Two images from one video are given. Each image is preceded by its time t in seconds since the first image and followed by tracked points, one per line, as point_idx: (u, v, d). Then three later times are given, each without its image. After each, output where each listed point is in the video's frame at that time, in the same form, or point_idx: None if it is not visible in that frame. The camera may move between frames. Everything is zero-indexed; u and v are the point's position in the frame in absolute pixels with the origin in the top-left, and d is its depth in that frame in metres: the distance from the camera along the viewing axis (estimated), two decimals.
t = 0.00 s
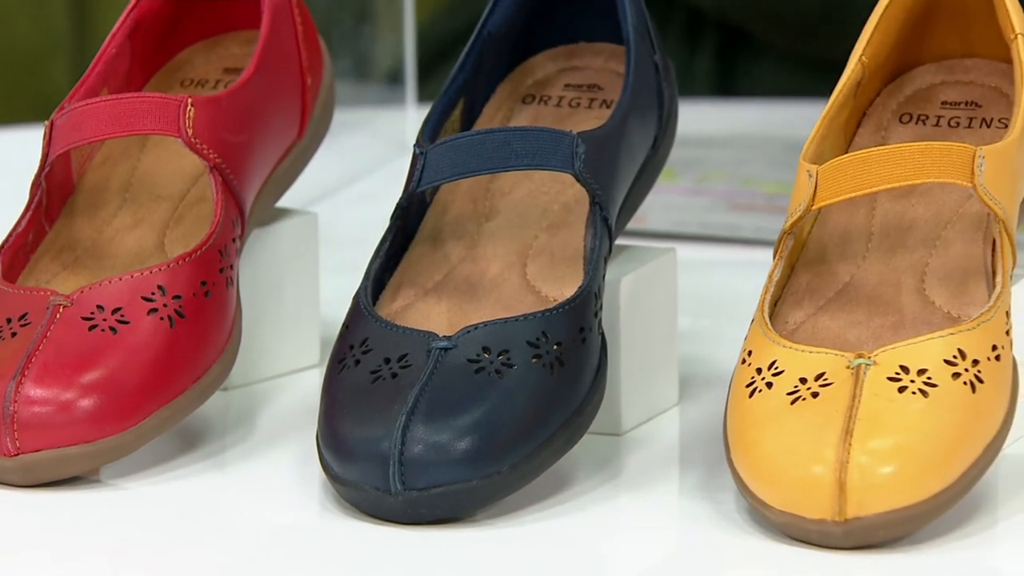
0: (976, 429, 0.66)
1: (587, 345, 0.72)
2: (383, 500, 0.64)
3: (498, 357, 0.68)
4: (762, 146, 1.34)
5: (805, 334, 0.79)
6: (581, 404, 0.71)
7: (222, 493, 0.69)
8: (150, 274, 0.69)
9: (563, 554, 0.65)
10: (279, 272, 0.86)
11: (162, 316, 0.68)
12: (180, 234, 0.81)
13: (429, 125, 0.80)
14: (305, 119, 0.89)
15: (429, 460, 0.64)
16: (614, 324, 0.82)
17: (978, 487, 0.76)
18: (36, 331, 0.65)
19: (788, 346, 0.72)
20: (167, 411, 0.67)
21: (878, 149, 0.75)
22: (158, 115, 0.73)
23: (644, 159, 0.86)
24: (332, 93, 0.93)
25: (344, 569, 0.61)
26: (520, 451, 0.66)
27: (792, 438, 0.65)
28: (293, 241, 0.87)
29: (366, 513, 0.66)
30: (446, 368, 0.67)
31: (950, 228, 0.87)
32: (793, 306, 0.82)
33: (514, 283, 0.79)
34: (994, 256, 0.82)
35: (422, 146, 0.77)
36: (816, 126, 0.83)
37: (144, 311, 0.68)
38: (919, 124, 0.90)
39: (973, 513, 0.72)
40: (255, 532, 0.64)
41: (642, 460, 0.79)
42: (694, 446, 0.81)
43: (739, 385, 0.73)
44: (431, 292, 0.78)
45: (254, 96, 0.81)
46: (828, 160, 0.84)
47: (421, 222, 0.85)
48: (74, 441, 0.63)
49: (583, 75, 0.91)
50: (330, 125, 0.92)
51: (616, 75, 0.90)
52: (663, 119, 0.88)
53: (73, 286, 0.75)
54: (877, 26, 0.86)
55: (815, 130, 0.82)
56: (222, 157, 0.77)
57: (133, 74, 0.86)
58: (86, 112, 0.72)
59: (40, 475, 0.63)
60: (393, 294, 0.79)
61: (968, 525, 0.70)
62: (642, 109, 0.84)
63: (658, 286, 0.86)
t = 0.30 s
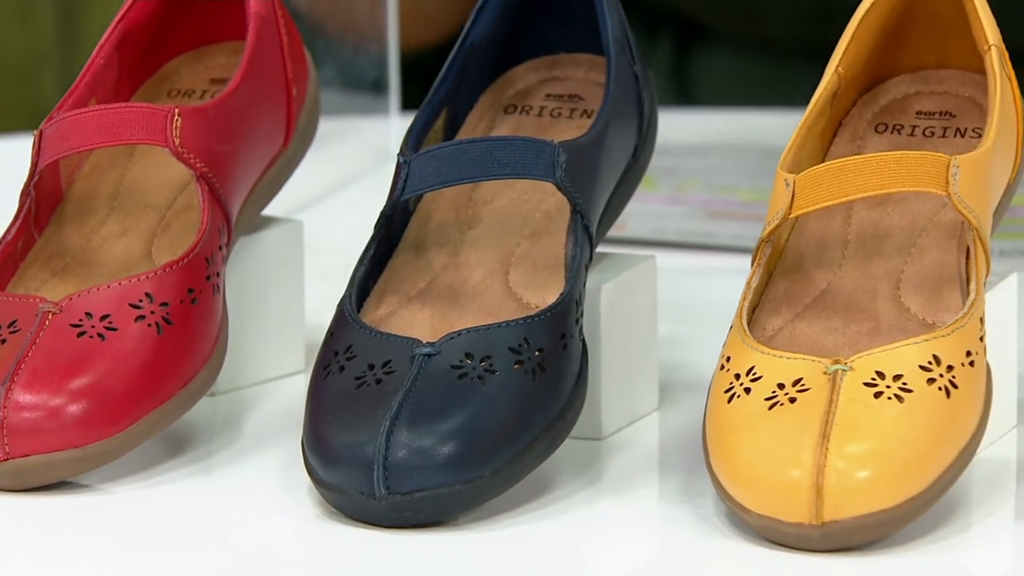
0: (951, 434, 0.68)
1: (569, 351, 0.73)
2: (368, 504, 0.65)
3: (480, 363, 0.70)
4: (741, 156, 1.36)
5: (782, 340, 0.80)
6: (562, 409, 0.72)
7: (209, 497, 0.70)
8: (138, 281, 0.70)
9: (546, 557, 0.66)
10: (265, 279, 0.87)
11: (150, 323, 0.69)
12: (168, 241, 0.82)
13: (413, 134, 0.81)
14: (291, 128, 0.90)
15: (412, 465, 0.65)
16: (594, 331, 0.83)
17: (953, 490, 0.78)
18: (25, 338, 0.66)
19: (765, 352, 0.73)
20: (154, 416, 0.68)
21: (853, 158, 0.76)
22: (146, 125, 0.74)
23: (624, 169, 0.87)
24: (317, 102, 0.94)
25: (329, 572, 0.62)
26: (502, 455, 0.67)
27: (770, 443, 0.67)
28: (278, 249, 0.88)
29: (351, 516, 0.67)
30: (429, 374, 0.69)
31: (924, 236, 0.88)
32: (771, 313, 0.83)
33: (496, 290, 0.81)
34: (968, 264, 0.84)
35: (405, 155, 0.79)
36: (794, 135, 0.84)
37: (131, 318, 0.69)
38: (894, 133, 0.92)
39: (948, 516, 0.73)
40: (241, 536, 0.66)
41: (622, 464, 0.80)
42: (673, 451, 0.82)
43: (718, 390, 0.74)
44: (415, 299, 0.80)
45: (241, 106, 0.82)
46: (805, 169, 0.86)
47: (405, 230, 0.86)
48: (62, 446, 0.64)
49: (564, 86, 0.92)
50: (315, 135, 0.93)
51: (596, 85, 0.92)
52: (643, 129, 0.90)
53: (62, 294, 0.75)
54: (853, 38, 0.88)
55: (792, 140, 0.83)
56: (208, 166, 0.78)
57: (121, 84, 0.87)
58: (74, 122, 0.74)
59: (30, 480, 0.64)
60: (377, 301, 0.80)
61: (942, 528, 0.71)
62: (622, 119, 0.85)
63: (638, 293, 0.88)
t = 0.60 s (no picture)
0: (926, 439, 0.69)
1: (552, 357, 0.75)
2: (354, 507, 0.67)
3: (465, 369, 0.71)
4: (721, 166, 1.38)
5: (761, 346, 0.82)
6: (545, 415, 0.74)
7: (199, 502, 0.71)
8: (128, 289, 0.72)
9: (531, 561, 0.68)
10: (254, 287, 0.88)
11: (141, 330, 0.70)
12: (158, 250, 0.83)
13: (398, 145, 0.83)
14: (278, 139, 0.91)
15: (398, 469, 0.66)
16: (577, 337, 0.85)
17: (928, 494, 0.79)
18: (18, 344, 0.68)
19: (745, 358, 0.75)
20: (145, 421, 0.69)
21: (830, 169, 0.78)
22: (136, 135, 0.75)
23: (606, 178, 0.89)
24: (304, 113, 0.95)
25: None
26: (486, 460, 0.69)
27: (748, 447, 0.68)
28: (266, 257, 0.90)
29: (337, 520, 0.69)
30: (415, 380, 0.70)
31: (900, 244, 0.90)
32: (750, 320, 0.85)
33: (481, 297, 0.82)
34: (943, 273, 0.86)
35: (391, 165, 0.80)
36: (772, 146, 0.86)
37: (122, 325, 0.70)
38: (870, 144, 0.94)
39: (923, 519, 0.75)
40: (230, 540, 0.67)
41: (605, 467, 0.82)
42: (654, 455, 0.84)
43: (698, 396, 0.76)
44: (401, 306, 0.81)
45: (230, 117, 0.84)
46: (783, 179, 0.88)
47: (391, 239, 0.88)
48: (55, 451, 0.65)
49: (547, 97, 0.94)
50: (302, 146, 0.94)
51: (578, 96, 0.93)
52: (624, 139, 0.91)
53: (54, 301, 0.77)
54: (829, 50, 0.90)
55: (770, 151, 0.85)
56: (198, 176, 0.79)
57: (111, 96, 0.89)
58: (65, 133, 0.75)
59: (22, 484, 0.66)
60: (364, 308, 0.81)
61: (918, 532, 0.73)
62: (604, 129, 0.87)
63: (620, 301, 0.89)
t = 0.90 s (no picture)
0: (901, 443, 0.71)
1: (535, 363, 0.77)
2: (342, 510, 0.68)
3: (450, 374, 0.73)
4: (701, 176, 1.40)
5: (740, 351, 0.84)
6: (529, 419, 0.75)
7: (190, 507, 0.73)
8: (121, 296, 0.73)
9: (516, 562, 0.69)
10: (244, 294, 0.90)
11: (133, 336, 0.72)
12: (150, 258, 0.85)
13: (385, 155, 0.84)
14: (268, 149, 0.93)
15: (385, 472, 0.68)
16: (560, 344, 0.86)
17: (904, 496, 0.81)
18: (13, 350, 0.69)
19: (724, 363, 0.77)
20: (137, 426, 0.71)
21: (807, 178, 0.80)
22: (128, 146, 0.77)
23: (588, 188, 0.91)
24: (293, 124, 0.96)
25: None
26: (471, 463, 0.70)
27: (728, 450, 0.70)
28: (256, 265, 0.91)
29: (326, 522, 0.70)
30: (402, 385, 0.72)
31: (876, 252, 0.92)
32: (729, 326, 0.87)
33: (466, 304, 0.84)
34: (918, 280, 0.88)
35: (378, 175, 0.82)
36: (751, 156, 0.88)
37: (115, 331, 0.72)
38: (847, 154, 0.96)
39: (899, 521, 0.77)
40: (220, 544, 0.69)
41: (587, 470, 0.84)
42: (635, 458, 0.86)
43: (679, 401, 0.78)
44: (387, 313, 0.83)
45: (220, 127, 0.85)
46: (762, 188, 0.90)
47: (378, 247, 0.89)
48: (49, 455, 0.67)
49: (530, 108, 0.96)
50: (291, 156, 0.96)
51: (561, 107, 0.95)
52: (606, 150, 0.93)
53: (48, 308, 0.78)
54: (807, 62, 0.92)
55: (749, 161, 0.87)
56: (189, 185, 0.81)
57: (104, 106, 0.90)
58: (59, 143, 0.76)
59: (16, 488, 0.67)
60: (351, 315, 0.83)
61: (894, 533, 0.75)
62: (586, 139, 0.89)
63: (602, 307, 0.91)
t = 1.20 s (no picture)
0: (878, 445, 0.73)
1: (519, 366, 0.78)
2: (329, 511, 0.70)
3: (436, 377, 0.74)
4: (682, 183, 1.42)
5: (720, 354, 0.86)
6: (513, 421, 0.76)
7: (180, 509, 0.75)
8: (111, 301, 0.75)
9: (500, 563, 0.71)
10: (231, 299, 0.91)
11: (123, 339, 0.74)
12: (139, 263, 0.86)
13: (371, 162, 0.85)
14: (255, 157, 0.94)
15: (371, 474, 0.69)
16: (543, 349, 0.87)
17: (881, 497, 0.83)
18: (5, 354, 0.71)
19: (705, 366, 0.78)
20: (127, 428, 0.73)
21: (786, 185, 0.82)
22: (118, 153, 0.78)
23: (571, 194, 0.92)
24: (280, 131, 0.98)
25: None
26: (456, 465, 0.72)
27: (707, 452, 0.72)
28: (243, 270, 0.92)
29: (313, 523, 0.72)
30: (387, 388, 0.73)
31: (854, 257, 0.94)
32: (710, 330, 0.89)
33: (451, 308, 0.85)
34: (895, 284, 0.90)
35: (364, 181, 0.83)
36: (731, 163, 0.90)
37: (105, 335, 0.73)
38: (825, 160, 0.97)
39: (877, 521, 0.79)
40: (208, 545, 0.71)
41: (570, 471, 0.85)
42: (617, 459, 0.87)
43: (660, 403, 0.79)
44: (373, 317, 0.84)
45: (209, 134, 0.86)
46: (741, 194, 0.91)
47: (364, 253, 0.91)
48: (40, 457, 0.69)
49: (514, 115, 0.97)
50: (278, 163, 0.97)
51: (544, 114, 0.96)
52: (589, 156, 0.95)
53: (38, 313, 0.80)
54: (786, 70, 0.94)
55: (729, 167, 0.89)
56: (178, 192, 0.82)
57: (94, 114, 0.91)
58: (50, 150, 0.78)
59: (8, 489, 0.69)
60: (338, 319, 0.84)
61: (871, 533, 0.77)
62: (569, 146, 0.90)
63: (585, 311, 0.92)
